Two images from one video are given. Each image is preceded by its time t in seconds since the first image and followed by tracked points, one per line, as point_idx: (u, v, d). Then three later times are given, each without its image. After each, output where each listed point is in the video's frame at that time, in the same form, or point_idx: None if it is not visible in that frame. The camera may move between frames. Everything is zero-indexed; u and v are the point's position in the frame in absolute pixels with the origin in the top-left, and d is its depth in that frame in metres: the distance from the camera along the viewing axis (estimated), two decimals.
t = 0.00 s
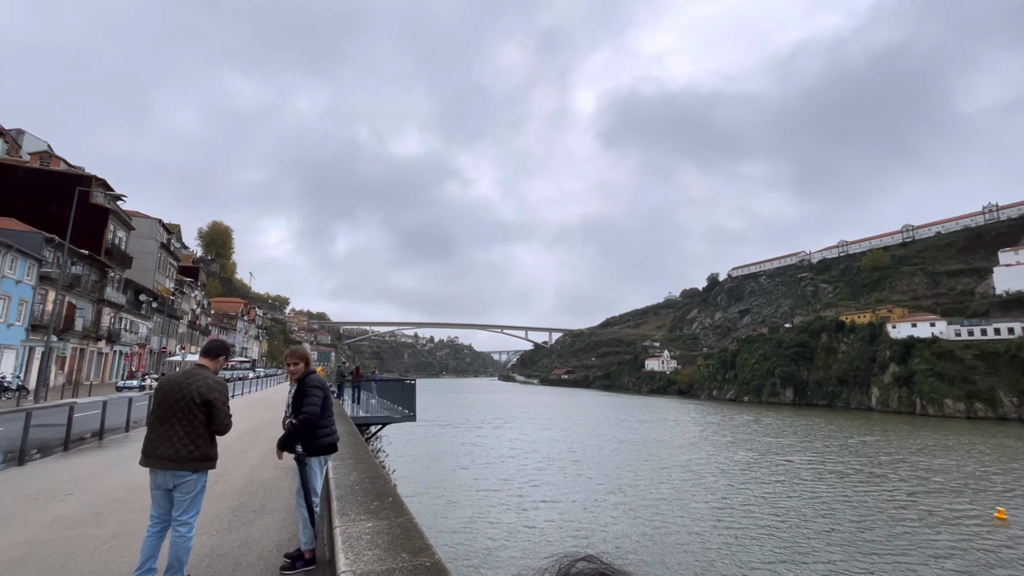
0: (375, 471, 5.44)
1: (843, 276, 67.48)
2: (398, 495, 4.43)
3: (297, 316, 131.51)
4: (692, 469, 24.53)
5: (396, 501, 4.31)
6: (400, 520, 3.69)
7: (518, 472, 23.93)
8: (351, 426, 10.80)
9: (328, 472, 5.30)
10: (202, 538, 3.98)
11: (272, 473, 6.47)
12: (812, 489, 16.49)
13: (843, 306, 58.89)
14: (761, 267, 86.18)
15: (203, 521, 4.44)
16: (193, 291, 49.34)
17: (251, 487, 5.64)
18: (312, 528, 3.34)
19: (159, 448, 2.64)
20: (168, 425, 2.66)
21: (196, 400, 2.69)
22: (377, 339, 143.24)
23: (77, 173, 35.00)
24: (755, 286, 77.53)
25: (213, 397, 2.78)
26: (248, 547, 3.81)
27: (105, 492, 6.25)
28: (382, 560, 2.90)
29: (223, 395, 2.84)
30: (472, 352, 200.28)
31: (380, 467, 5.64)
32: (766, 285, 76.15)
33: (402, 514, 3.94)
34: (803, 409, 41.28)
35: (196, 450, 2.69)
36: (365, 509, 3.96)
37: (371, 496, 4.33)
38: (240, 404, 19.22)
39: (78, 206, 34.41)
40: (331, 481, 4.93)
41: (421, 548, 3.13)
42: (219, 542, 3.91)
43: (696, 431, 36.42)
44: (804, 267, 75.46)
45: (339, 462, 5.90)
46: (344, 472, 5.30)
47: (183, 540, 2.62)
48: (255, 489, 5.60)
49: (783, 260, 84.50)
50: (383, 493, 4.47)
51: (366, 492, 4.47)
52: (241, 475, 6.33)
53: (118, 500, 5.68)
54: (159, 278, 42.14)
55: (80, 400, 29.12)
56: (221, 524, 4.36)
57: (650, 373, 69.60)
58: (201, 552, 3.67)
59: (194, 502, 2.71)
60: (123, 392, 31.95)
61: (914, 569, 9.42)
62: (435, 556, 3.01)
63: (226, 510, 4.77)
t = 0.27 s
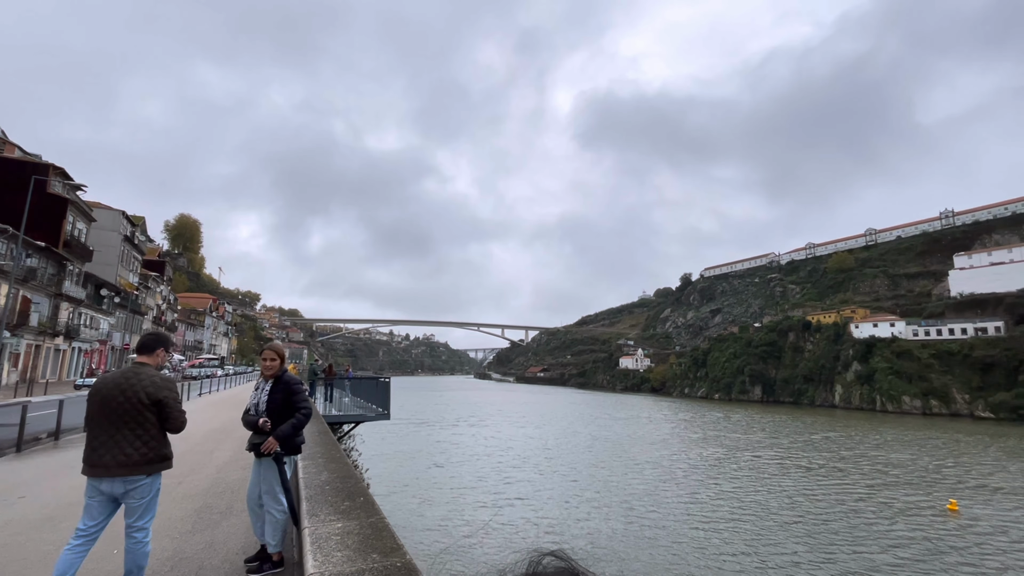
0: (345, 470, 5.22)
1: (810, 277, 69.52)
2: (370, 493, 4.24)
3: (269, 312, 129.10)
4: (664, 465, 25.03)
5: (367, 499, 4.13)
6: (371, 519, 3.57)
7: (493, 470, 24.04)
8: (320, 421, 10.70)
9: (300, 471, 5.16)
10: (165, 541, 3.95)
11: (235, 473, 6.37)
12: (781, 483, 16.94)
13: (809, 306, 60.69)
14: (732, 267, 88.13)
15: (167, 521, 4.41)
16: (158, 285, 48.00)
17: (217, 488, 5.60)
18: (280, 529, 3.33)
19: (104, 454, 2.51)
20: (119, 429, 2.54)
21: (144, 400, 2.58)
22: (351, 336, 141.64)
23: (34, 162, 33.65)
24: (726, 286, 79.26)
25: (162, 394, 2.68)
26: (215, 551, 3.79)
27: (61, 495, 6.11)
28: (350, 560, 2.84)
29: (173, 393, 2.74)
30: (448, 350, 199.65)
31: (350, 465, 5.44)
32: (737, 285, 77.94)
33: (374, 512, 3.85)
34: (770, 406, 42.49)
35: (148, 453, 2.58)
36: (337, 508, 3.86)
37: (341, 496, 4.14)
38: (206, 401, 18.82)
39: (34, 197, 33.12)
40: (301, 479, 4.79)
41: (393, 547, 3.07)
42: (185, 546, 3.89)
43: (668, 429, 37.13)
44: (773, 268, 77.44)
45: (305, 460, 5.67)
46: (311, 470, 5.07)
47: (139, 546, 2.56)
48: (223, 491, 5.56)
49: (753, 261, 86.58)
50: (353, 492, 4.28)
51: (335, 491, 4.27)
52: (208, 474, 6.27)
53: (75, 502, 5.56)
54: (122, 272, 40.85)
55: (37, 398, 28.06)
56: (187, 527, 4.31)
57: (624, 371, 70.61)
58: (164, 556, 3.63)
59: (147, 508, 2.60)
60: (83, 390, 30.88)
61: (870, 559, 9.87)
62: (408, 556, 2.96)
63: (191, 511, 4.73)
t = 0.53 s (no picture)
0: (311, 468, 4.93)
1: (776, 278, 71.52)
2: (337, 492, 3.96)
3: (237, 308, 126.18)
4: (635, 462, 25.40)
5: (335, 498, 3.86)
6: (338, 519, 3.33)
7: (465, 469, 23.98)
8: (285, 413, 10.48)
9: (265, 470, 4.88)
10: (114, 547, 3.65)
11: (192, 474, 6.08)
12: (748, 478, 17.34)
13: (775, 306, 62.46)
14: (702, 267, 89.97)
15: (119, 525, 4.10)
16: (117, 280, 46.32)
17: (177, 491, 5.28)
18: (240, 530, 3.09)
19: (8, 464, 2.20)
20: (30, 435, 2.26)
21: (53, 402, 2.28)
22: (322, 333, 139.55)
23: None
24: (696, 286, 80.90)
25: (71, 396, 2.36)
26: (170, 557, 3.49)
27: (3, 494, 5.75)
28: (312, 563, 2.63)
29: (87, 395, 2.44)
30: (421, 347, 198.48)
31: (317, 464, 5.14)
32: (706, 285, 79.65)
33: (342, 511, 3.61)
34: (737, 403, 43.66)
35: (59, 463, 2.29)
36: (302, 507, 3.59)
37: (306, 496, 3.86)
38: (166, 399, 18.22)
39: None
40: (264, 479, 4.52)
41: (359, 548, 2.86)
42: (136, 552, 3.58)
43: (638, 425, 37.72)
44: (741, 269, 79.36)
45: (269, 458, 5.34)
46: (275, 470, 4.75)
47: (72, 561, 2.33)
48: (181, 494, 5.24)
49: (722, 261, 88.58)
50: (319, 491, 4.00)
51: (300, 491, 3.99)
52: (166, 477, 5.94)
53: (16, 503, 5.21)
54: (78, 266, 39.26)
55: None
56: (142, 530, 4.03)
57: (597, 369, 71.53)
58: (113, 564, 3.35)
59: (73, 520, 2.35)
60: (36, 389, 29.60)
61: (830, 549, 10.23)
62: (376, 556, 2.76)
63: (147, 515, 4.42)
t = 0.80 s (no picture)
0: (273, 468, 4.87)
1: (742, 278, 73.48)
2: (300, 494, 3.97)
3: (200, 303, 122.46)
4: (604, 458, 25.79)
5: (296, 500, 3.85)
6: (300, 522, 3.34)
7: (435, 466, 23.95)
8: (244, 409, 10.17)
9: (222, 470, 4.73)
10: (60, 553, 3.41)
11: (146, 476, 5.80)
12: (711, 471, 17.89)
13: (740, 305, 64.17)
14: (671, 266, 91.68)
15: (66, 530, 3.86)
16: (69, 273, 44.31)
17: (128, 494, 5.01)
18: (186, 528, 2.91)
19: None
20: None
21: None
22: (289, 330, 136.69)
23: None
24: (665, 285, 82.43)
25: None
26: (122, 561, 3.31)
27: None
28: (272, 568, 2.62)
29: None
30: (391, 344, 196.52)
31: (280, 465, 5.09)
32: (675, 284, 81.19)
33: (303, 514, 3.58)
34: (703, 399, 44.79)
35: None
36: (262, 510, 3.55)
37: (267, 498, 3.83)
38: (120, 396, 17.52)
39: None
40: (223, 478, 4.43)
41: (321, 551, 2.88)
42: (86, 557, 3.37)
43: (607, 422, 38.32)
44: (708, 269, 81.20)
45: (231, 458, 5.22)
46: (236, 471, 4.66)
47: None
48: (135, 497, 4.97)
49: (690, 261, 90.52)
50: (281, 492, 3.98)
51: (262, 493, 3.95)
52: (116, 480, 5.62)
53: None
54: (25, 257, 37.38)
55: None
56: (91, 534, 3.81)
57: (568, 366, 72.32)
58: (60, 569, 3.14)
59: None
60: None
61: (787, 539, 10.68)
62: (337, 559, 2.79)
63: (97, 519, 4.16)
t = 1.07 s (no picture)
0: (232, 468, 4.78)
1: (707, 278, 75.19)
2: (259, 496, 3.93)
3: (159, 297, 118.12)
4: (572, 455, 26.10)
5: (254, 502, 3.80)
6: (256, 524, 3.30)
7: (404, 465, 23.80)
8: (201, 408, 9.85)
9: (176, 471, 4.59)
10: None
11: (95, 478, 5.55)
12: (676, 466, 18.31)
13: (706, 305, 65.73)
14: (640, 265, 93.07)
15: (4, 538, 3.66)
16: (14, 265, 42.03)
17: (74, 497, 4.78)
18: (135, 529, 2.81)
19: None
20: None
21: None
22: (253, 326, 133.17)
23: None
24: (634, 284, 83.69)
25: None
26: (65, 567, 3.16)
27: None
28: (227, 572, 2.58)
29: None
30: (360, 340, 193.76)
31: (238, 465, 5.00)
32: (644, 283, 82.50)
33: (260, 516, 3.53)
34: (669, 396, 45.75)
35: None
36: (217, 512, 3.48)
37: (224, 499, 3.77)
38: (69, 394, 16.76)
39: None
40: (176, 479, 4.31)
41: (278, 554, 2.86)
42: (25, 564, 3.21)
43: (575, 419, 38.76)
44: (676, 268, 82.77)
45: (187, 458, 5.09)
46: (192, 471, 4.55)
47: None
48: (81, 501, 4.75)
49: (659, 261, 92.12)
50: (239, 494, 3.92)
51: (218, 494, 3.88)
52: (62, 485, 5.37)
53: None
54: None
55: None
56: (31, 541, 3.62)
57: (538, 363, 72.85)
58: None
59: None
60: None
61: (746, 529, 11.09)
62: (296, 561, 2.78)
63: (39, 525, 3.96)
